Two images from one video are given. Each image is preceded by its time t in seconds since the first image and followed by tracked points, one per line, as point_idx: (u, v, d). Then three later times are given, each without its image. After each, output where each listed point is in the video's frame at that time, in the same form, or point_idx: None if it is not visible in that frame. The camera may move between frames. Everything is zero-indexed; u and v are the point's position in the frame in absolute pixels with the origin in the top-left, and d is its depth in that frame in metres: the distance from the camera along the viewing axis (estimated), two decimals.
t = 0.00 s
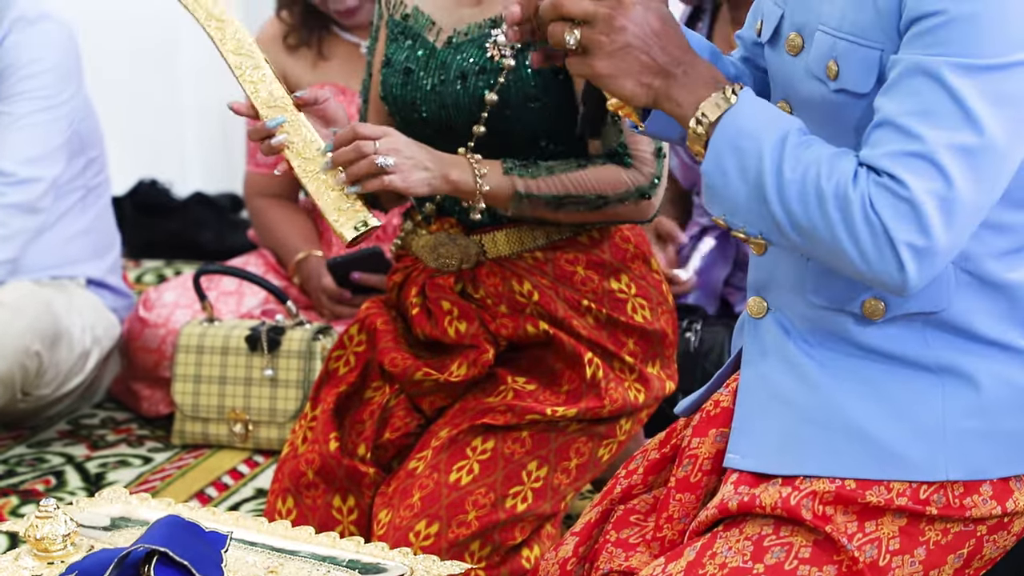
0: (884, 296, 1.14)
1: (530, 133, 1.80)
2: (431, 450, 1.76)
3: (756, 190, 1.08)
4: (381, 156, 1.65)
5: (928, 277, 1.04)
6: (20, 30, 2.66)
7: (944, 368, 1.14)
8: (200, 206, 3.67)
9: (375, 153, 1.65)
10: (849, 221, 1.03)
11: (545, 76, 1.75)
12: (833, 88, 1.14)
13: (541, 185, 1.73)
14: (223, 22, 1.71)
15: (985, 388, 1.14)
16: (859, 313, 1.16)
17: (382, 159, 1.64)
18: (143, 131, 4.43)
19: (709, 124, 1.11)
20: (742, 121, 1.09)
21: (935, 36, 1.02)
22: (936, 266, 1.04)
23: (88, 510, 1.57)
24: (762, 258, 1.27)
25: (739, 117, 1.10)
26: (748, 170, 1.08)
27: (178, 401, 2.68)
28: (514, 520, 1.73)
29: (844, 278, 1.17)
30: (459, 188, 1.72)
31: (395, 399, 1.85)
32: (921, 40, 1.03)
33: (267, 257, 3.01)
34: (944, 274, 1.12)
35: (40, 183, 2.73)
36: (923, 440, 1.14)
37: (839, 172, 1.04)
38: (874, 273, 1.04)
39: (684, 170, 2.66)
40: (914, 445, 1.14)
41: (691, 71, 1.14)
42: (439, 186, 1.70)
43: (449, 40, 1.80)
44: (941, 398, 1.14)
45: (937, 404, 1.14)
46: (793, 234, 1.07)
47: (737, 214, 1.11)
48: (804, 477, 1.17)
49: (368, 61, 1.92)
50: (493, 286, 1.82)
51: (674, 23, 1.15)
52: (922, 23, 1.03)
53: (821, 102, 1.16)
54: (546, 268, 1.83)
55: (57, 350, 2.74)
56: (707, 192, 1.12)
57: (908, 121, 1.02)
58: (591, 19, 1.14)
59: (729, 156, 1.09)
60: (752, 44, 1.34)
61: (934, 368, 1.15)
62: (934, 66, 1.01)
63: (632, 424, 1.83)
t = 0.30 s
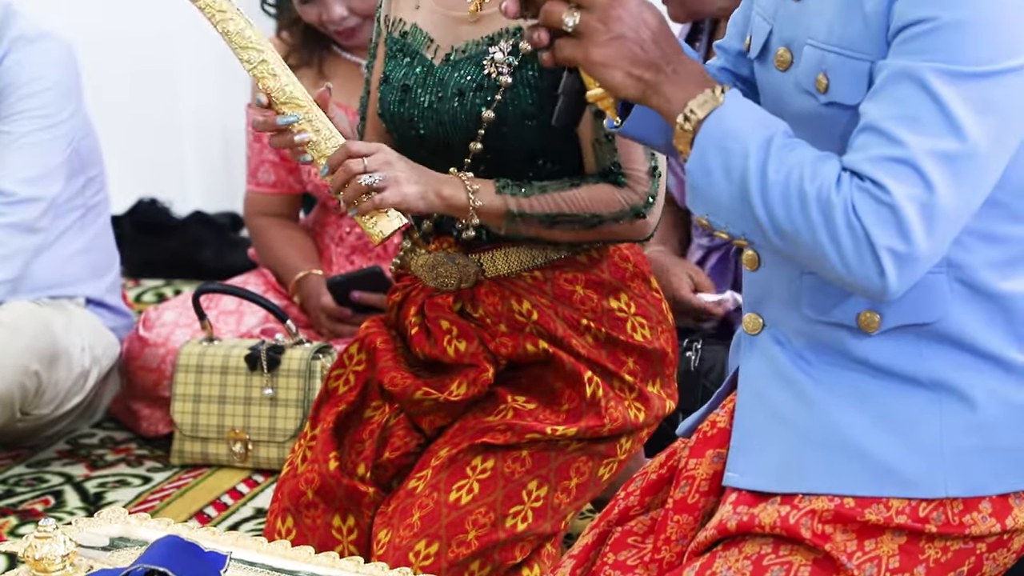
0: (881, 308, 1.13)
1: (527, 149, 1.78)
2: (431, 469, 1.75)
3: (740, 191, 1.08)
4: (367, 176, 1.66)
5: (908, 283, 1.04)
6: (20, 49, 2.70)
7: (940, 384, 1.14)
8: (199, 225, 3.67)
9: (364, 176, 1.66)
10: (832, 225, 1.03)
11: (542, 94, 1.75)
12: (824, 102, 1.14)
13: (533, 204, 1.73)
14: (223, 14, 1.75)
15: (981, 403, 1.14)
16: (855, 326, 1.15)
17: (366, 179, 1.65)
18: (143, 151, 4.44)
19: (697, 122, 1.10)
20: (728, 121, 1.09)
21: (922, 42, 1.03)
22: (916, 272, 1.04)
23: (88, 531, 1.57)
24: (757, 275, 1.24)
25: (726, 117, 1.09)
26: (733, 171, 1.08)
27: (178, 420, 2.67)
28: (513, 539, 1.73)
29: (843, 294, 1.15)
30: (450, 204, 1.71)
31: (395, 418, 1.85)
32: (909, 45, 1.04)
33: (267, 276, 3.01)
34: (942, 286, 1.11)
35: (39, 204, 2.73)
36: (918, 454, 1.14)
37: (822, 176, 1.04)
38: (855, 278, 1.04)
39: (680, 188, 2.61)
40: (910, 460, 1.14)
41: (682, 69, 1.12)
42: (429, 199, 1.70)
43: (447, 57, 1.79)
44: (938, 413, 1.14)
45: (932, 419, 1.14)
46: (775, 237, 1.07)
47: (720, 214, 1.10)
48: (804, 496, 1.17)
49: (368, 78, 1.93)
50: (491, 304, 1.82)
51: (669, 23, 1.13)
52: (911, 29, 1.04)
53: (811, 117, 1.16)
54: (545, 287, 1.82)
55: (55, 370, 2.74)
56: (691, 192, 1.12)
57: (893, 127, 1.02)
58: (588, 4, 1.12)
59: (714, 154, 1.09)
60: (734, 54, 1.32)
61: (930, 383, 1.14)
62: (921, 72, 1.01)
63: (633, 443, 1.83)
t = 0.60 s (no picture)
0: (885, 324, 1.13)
1: (525, 166, 1.78)
2: (432, 485, 1.75)
3: (743, 206, 1.08)
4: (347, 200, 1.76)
5: (911, 298, 1.04)
6: (19, 64, 2.72)
7: (945, 400, 1.14)
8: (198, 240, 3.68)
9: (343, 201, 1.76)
10: (834, 240, 1.03)
11: (539, 110, 1.74)
12: (819, 118, 1.14)
13: (532, 225, 1.71)
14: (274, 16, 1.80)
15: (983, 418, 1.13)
16: (859, 342, 1.15)
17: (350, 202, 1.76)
18: (142, 166, 4.45)
19: (702, 138, 1.10)
20: (731, 136, 1.09)
21: (916, 56, 1.03)
22: (919, 287, 1.04)
23: (87, 547, 1.56)
24: (761, 296, 1.25)
25: (731, 131, 1.09)
26: (735, 186, 1.08)
27: (177, 437, 2.67)
28: (513, 555, 1.73)
29: (846, 311, 1.15)
30: (446, 229, 1.73)
31: (394, 434, 1.84)
32: (903, 60, 1.04)
33: (267, 291, 3.00)
34: (945, 300, 1.11)
35: (40, 219, 2.73)
36: (920, 470, 1.13)
37: (824, 193, 1.04)
38: (856, 293, 1.04)
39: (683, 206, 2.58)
40: (912, 476, 1.13)
41: (686, 85, 1.12)
42: (425, 226, 1.74)
43: (444, 74, 1.80)
44: (941, 428, 1.14)
45: (937, 434, 1.14)
46: (778, 252, 1.07)
47: (724, 229, 1.10)
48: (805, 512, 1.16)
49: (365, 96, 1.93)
50: (490, 321, 1.82)
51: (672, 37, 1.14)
52: (906, 44, 1.04)
53: (806, 135, 1.16)
54: (544, 303, 1.82)
55: (55, 387, 2.74)
56: (695, 207, 1.12)
57: (893, 143, 1.02)
58: (597, 20, 1.13)
59: (718, 169, 1.09)
60: (727, 79, 1.31)
61: (933, 399, 1.14)
62: (917, 86, 1.01)
63: (633, 458, 1.83)
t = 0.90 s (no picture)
0: (882, 337, 1.13)
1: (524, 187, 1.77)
2: (432, 503, 1.74)
3: (737, 211, 1.08)
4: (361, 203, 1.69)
5: (902, 308, 1.04)
6: (20, 81, 2.73)
7: (943, 414, 1.13)
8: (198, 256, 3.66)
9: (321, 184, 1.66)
10: (823, 250, 1.03)
11: (537, 130, 1.74)
12: (812, 133, 1.14)
13: (525, 233, 1.71)
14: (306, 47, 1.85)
15: (982, 432, 1.13)
16: (859, 357, 1.14)
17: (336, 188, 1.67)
18: (142, 183, 4.46)
19: (699, 141, 1.10)
20: (727, 141, 1.09)
21: (907, 68, 1.02)
22: (909, 298, 1.04)
23: (86, 566, 1.55)
24: (759, 313, 1.25)
25: (727, 136, 1.09)
26: (731, 191, 1.08)
27: (178, 454, 2.67)
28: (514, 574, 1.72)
29: (844, 324, 1.15)
30: (439, 228, 1.71)
31: (395, 452, 1.83)
32: (893, 72, 1.04)
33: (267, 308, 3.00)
34: (941, 313, 1.11)
35: (39, 237, 2.73)
36: (918, 484, 1.13)
37: (816, 202, 1.04)
38: (847, 303, 1.04)
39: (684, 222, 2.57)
40: (910, 491, 1.13)
41: (686, 86, 1.12)
42: (418, 223, 1.70)
43: (442, 95, 1.80)
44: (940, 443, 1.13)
45: (934, 448, 1.13)
46: (771, 259, 1.07)
47: (719, 233, 1.10)
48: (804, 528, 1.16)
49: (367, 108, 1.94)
50: (490, 339, 1.81)
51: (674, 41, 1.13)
52: (896, 55, 1.03)
53: (801, 150, 1.17)
54: (545, 321, 1.82)
55: (56, 405, 2.74)
56: (691, 211, 1.12)
57: (883, 154, 1.02)
58: (598, 20, 1.13)
59: (714, 174, 1.09)
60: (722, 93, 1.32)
61: (932, 414, 1.14)
62: (908, 97, 1.01)
63: (635, 476, 1.82)
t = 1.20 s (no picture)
0: (882, 352, 1.13)
1: (519, 212, 1.74)
2: (431, 520, 1.73)
3: (738, 226, 1.08)
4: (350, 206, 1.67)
5: (899, 323, 1.04)
6: (19, 100, 2.73)
7: (943, 430, 1.14)
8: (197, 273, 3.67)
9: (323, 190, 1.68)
10: (822, 263, 1.03)
11: (530, 153, 1.71)
12: (810, 149, 1.15)
13: (524, 257, 1.67)
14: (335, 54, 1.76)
15: (981, 448, 1.13)
16: (858, 373, 1.15)
17: (336, 196, 1.67)
18: (141, 201, 4.44)
19: (700, 154, 1.10)
20: (727, 156, 1.09)
21: (905, 83, 1.03)
22: (907, 313, 1.04)
23: None
24: (758, 329, 1.26)
25: (729, 150, 1.09)
26: (731, 205, 1.08)
27: (178, 472, 2.67)
28: None
29: (843, 340, 1.15)
30: (438, 254, 1.67)
31: (397, 469, 1.83)
32: (891, 87, 1.04)
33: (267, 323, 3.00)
34: (940, 328, 1.11)
35: (40, 254, 2.73)
36: (917, 500, 1.13)
37: (815, 217, 1.04)
38: (846, 318, 1.04)
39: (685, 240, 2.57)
40: (909, 506, 1.13)
41: (688, 100, 1.13)
42: (416, 249, 1.67)
43: (435, 118, 1.78)
44: (940, 458, 1.13)
45: (934, 463, 1.13)
46: (771, 273, 1.07)
47: (719, 247, 1.10)
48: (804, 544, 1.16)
49: (361, 119, 1.95)
50: (490, 360, 1.82)
51: (676, 55, 1.14)
52: (894, 70, 1.04)
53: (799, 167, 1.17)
54: (544, 341, 1.82)
55: (56, 422, 2.74)
56: (691, 226, 1.12)
57: (882, 169, 1.02)
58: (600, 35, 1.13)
59: (715, 186, 1.09)
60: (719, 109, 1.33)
61: (932, 430, 1.14)
62: (906, 112, 1.02)
63: (636, 493, 1.82)
